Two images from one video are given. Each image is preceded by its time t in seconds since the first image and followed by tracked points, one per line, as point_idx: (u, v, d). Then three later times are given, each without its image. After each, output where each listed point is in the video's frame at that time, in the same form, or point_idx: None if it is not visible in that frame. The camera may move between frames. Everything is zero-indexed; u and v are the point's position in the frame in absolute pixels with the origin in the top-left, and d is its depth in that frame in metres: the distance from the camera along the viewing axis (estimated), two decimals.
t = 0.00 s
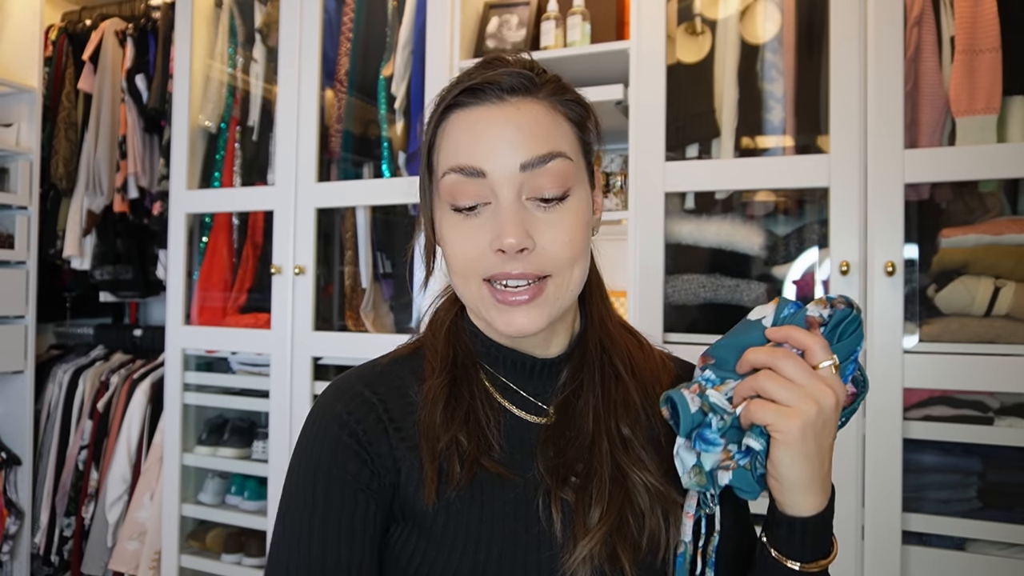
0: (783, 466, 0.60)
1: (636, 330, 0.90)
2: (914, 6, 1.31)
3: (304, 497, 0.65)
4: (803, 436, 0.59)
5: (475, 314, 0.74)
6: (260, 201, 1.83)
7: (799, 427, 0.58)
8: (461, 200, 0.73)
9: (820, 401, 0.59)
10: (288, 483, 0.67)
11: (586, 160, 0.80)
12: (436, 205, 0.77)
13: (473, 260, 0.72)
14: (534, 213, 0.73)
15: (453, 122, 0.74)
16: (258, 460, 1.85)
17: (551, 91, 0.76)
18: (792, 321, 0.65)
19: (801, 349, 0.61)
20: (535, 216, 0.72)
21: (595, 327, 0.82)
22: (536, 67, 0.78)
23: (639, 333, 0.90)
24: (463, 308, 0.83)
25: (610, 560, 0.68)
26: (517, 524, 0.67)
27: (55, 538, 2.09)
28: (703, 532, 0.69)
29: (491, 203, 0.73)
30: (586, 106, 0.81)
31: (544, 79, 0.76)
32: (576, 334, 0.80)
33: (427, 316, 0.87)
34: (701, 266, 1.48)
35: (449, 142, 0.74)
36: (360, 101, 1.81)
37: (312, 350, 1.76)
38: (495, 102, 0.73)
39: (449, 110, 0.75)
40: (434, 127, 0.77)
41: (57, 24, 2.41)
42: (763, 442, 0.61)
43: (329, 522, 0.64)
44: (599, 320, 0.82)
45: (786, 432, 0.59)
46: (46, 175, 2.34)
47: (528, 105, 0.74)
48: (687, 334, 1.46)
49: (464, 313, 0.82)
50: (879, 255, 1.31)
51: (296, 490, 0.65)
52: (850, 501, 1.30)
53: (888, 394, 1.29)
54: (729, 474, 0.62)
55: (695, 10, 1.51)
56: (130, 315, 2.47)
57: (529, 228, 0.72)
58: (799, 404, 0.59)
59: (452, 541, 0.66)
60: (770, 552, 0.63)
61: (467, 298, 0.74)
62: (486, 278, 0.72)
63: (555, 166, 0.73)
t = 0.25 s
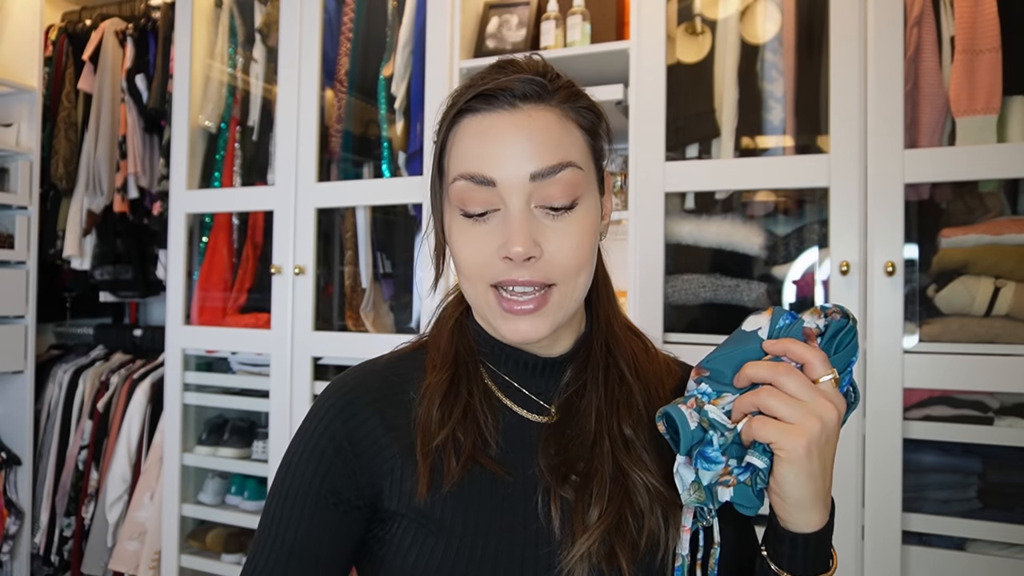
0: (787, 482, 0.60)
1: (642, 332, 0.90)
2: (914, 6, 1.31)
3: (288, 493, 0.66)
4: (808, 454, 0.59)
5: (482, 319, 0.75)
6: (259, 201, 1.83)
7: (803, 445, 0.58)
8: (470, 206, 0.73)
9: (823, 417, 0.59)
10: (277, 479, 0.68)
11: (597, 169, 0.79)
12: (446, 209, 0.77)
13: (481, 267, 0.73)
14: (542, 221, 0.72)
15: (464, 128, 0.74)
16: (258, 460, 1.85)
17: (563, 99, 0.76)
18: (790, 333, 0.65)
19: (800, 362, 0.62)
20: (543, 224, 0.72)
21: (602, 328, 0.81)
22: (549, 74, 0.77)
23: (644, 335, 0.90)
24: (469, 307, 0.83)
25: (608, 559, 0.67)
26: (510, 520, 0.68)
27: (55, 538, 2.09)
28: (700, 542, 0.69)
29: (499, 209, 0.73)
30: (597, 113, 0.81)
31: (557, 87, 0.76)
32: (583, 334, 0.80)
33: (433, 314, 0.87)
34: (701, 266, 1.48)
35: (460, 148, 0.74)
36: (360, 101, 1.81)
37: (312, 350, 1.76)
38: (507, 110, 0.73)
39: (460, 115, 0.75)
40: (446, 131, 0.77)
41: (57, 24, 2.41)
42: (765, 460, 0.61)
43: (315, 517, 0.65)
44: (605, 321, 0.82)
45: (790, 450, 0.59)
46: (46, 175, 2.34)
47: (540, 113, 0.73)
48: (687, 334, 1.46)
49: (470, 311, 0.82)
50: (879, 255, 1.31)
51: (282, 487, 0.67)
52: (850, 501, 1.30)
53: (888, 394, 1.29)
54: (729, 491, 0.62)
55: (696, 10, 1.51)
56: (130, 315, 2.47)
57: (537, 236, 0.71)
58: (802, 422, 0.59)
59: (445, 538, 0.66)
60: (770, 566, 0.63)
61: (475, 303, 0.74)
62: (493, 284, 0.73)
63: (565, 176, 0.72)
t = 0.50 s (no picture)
0: (772, 490, 0.59)
1: (638, 336, 0.89)
2: (914, 6, 1.31)
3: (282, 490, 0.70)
4: (793, 462, 0.58)
5: (483, 310, 0.74)
6: (259, 201, 1.83)
7: (788, 451, 0.58)
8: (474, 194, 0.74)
9: (809, 423, 0.58)
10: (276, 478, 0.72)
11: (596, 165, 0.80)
12: (448, 200, 0.77)
13: (485, 254, 0.73)
14: (545, 210, 0.73)
15: (469, 118, 0.76)
16: (258, 460, 1.85)
17: (566, 94, 0.78)
18: (779, 337, 0.65)
19: (788, 367, 0.62)
20: (546, 212, 0.73)
21: (596, 329, 0.81)
22: (552, 72, 0.79)
23: (641, 339, 0.89)
24: (467, 308, 0.85)
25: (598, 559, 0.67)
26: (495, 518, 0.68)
27: (55, 538, 2.09)
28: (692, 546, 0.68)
29: (503, 197, 0.73)
30: (596, 112, 0.83)
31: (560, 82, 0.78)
32: (577, 335, 0.79)
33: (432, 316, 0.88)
34: (701, 266, 1.48)
35: (463, 137, 0.75)
36: (360, 101, 1.81)
37: (312, 350, 1.76)
38: (511, 101, 0.75)
39: (465, 107, 0.77)
40: (451, 124, 0.79)
41: (57, 24, 2.41)
42: (750, 468, 0.60)
43: (306, 514, 0.69)
44: (599, 324, 0.81)
45: (774, 458, 0.58)
46: (46, 175, 2.34)
47: (544, 106, 0.75)
48: (687, 334, 1.46)
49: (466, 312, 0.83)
50: (879, 255, 1.31)
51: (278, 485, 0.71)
52: (850, 501, 1.30)
53: (888, 394, 1.29)
54: (715, 498, 0.62)
55: (696, 10, 1.51)
56: (130, 315, 2.47)
57: (540, 223, 0.72)
58: (787, 429, 0.58)
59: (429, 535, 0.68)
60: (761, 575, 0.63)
61: (476, 294, 0.74)
62: (496, 274, 0.72)
63: (568, 166, 0.73)
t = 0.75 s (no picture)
0: (771, 519, 0.57)
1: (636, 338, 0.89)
2: (914, 6, 1.31)
3: (282, 495, 0.71)
4: (799, 497, 0.56)
5: (473, 298, 0.73)
6: (259, 201, 1.83)
7: (797, 486, 0.55)
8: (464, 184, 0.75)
9: (813, 456, 0.56)
10: (274, 482, 0.72)
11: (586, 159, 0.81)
12: (439, 194, 0.78)
13: (475, 242, 0.73)
14: (534, 197, 0.73)
15: (459, 113, 0.77)
16: (258, 460, 1.85)
17: (553, 90, 0.79)
18: (774, 350, 0.61)
19: (787, 388, 0.58)
20: (534, 199, 0.73)
21: (591, 330, 0.80)
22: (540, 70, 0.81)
23: (640, 343, 0.89)
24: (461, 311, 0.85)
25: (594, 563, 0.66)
26: (491, 522, 0.67)
27: (55, 538, 2.09)
28: (674, 545, 0.67)
29: (491, 186, 0.74)
30: (585, 112, 0.84)
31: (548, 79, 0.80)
32: (571, 335, 0.79)
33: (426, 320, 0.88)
34: (701, 266, 1.48)
35: (454, 130, 0.77)
36: (359, 101, 1.81)
37: (312, 350, 1.76)
38: (500, 94, 0.76)
39: (455, 103, 0.78)
40: (441, 121, 0.80)
41: (57, 24, 2.41)
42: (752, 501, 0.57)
43: (307, 518, 0.69)
44: (593, 324, 0.81)
45: (783, 493, 0.55)
46: (46, 175, 2.34)
47: (530, 98, 0.76)
48: (687, 334, 1.46)
49: (460, 316, 0.83)
50: (879, 255, 1.31)
51: (277, 490, 0.71)
52: (850, 501, 1.30)
53: (888, 394, 1.29)
54: (705, 522, 0.58)
55: (695, 10, 1.51)
56: (130, 315, 2.47)
57: (528, 208, 0.72)
58: (795, 462, 0.55)
59: (426, 539, 0.67)
60: None
61: (465, 284, 0.74)
62: (485, 260, 0.72)
63: (555, 154, 0.74)
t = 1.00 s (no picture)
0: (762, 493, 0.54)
1: (641, 342, 0.89)
2: (914, 6, 1.31)
3: (277, 498, 0.71)
4: (783, 468, 0.52)
5: (467, 289, 0.73)
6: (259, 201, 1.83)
7: (780, 456, 0.52)
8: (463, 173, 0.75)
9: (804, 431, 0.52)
10: (269, 485, 0.73)
11: (588, 157, 0.81)
12: (438, 183, 0.78)
13: (470, 232, 0.73)
14: (532, 190, 0.73)
15: (463, 104, 0.78)
16: (257, 460, 1.85)
17: (558, 86, 0.80)
18: (781, 332, 0.57)
19: (787, 365, 0.54)
20: (532, 191, 0.73)
21: (593, 335, 0.80)
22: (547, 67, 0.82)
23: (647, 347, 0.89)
24: (456, 312, 0.85)
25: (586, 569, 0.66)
26: (481, 525, 0.67)
27: (55, 538, 2.09)
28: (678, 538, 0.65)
29: (490, 177, 0.74)
30: (592, 110, 0.85)
31: (554, 76, 0.80)
32: (569, 336, 0.79)
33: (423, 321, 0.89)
34: (701, 266, 1.48)
35: (456, 122, 0.77)
36: (359, 101, 1.81)
37: (312, 350, 1.76)
38: (505, 87, 0.77)
39: (460, 94, 0.79)
40: (447, 112, 0.81)
41: (57, 24, 2.41)
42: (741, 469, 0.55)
43: (301, 520, 0.70)
44: (594, 326, 0.81)
45: (764, 462, 0.52)
46: (46, 175, 2.34)
47: (534, 92, 0.76)
48: (687, 334, 1.46)
49: (456, 317, 0.83)
50: (879, 255, 1.31)
51: (273, 492, 0.72)
52: (850, 501, 1.30)
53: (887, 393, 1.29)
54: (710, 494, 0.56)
55: (695, 10, 1.51)
56: (130, 315, 2.47)
57: (525, 201, 0.72)
58: (782, 431, 0.52)
59: (417, 542, 0.67)
60: None
61: (459, 274, 0.74)
62: (479, 250, 0.72)
63: (556, 149, 0.74)
